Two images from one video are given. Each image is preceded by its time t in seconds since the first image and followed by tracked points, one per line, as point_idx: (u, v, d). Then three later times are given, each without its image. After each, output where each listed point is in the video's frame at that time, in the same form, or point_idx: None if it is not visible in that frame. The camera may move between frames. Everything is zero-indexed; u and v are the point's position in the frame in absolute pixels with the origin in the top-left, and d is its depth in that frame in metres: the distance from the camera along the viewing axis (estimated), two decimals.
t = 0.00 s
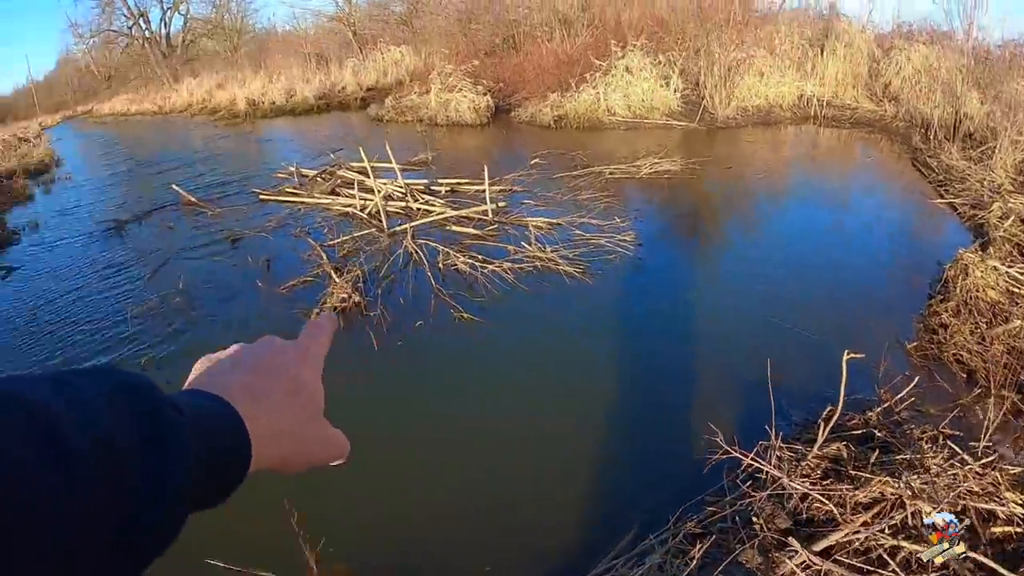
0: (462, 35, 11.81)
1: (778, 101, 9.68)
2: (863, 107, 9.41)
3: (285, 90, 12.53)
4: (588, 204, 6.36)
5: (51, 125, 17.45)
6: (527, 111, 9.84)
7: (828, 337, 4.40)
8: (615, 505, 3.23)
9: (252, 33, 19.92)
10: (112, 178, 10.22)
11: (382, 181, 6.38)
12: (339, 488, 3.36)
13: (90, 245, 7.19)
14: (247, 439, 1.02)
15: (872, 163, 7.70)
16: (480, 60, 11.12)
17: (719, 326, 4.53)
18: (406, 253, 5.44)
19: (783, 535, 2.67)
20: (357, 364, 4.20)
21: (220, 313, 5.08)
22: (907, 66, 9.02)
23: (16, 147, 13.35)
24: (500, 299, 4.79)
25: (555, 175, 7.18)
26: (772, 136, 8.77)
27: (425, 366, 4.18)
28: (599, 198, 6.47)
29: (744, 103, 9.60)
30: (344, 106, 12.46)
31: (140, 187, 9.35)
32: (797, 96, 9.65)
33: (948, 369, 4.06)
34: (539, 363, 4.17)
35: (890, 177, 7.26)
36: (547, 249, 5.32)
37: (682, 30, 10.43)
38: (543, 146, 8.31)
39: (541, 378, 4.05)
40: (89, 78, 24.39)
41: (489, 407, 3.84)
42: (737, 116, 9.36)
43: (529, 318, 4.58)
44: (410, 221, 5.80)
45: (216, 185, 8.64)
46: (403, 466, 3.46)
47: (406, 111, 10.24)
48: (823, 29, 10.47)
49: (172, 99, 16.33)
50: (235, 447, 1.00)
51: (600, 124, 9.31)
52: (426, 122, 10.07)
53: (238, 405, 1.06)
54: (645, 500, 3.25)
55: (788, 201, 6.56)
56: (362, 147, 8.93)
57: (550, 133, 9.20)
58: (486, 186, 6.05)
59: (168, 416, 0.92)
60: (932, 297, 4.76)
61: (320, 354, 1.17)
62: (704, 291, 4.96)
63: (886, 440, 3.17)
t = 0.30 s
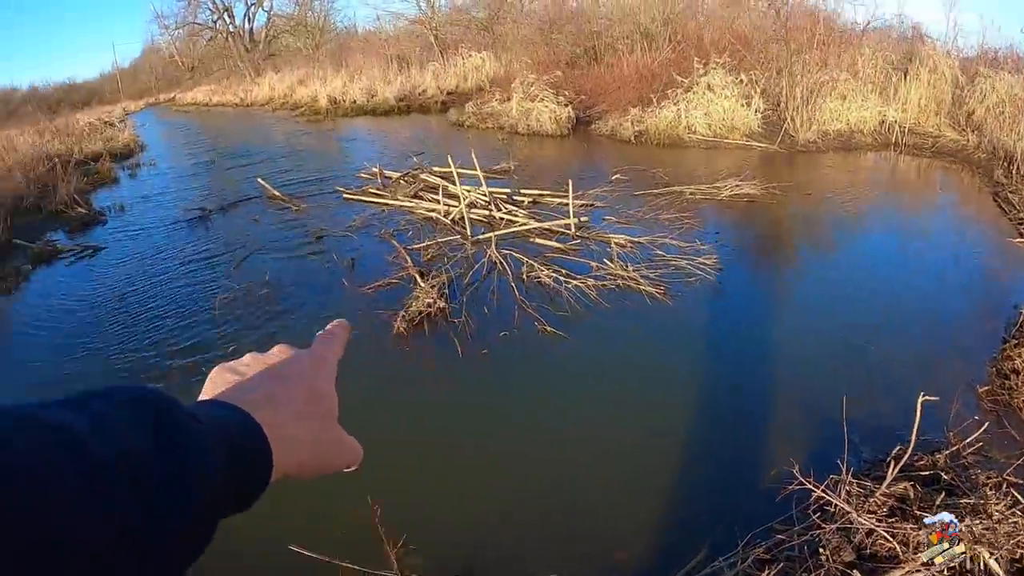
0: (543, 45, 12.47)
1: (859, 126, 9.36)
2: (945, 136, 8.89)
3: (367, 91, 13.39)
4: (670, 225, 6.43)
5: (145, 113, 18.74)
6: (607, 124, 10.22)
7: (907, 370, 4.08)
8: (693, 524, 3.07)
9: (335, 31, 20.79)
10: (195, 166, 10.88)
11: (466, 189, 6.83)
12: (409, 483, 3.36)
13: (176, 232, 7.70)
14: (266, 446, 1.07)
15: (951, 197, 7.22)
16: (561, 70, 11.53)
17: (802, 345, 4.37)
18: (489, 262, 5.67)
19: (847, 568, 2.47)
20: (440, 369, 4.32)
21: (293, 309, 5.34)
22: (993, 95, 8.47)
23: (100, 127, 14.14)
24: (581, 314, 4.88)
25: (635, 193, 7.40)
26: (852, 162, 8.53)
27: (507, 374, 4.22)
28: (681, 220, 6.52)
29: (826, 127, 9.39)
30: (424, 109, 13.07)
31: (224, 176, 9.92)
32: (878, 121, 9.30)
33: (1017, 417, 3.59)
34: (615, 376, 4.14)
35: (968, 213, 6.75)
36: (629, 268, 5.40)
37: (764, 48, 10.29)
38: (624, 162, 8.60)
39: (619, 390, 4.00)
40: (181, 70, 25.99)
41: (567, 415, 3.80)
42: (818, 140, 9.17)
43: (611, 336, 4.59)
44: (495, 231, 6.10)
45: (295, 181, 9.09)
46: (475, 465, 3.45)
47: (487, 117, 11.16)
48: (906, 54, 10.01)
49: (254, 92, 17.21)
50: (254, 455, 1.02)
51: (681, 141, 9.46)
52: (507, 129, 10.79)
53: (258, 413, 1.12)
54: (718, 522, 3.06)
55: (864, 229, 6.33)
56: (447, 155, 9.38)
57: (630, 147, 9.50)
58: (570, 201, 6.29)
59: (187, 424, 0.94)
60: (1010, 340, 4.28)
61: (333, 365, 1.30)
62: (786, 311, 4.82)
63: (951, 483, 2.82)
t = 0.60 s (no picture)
0: (560, 58, 12.74)
1: (873, 144, 9.37)
2: (959, 155, 8.87)
3: (383, 99, 13.62)
4: (684, 239, 6.47)
5: (160, 115, 19.06)
6: (623, 137, 10.31)
7: (918, 390, 4.07)
8: (706, 537, 3.09)
9: (352, 37, 21.06)
10: (212, 169, 11.05)
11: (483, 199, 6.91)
12: (426, 490, 3.40)
13: (192, 233, 7.82)
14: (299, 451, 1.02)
15: (965, 216, 7.21)
16: (578, 84, 11.65)
17: (815, 361, 4.39)
18: (505, 272, 5.73)
19: None
20: (457, 378, 4.36)
21: (307, 315, 5.40)
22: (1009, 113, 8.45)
23: (117, 127, 14.36)
24: (596, 326, 4.93)
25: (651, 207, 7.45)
26: (866, 180, 8.54)
27: (523, 384, 4.27)
28: (696, 234, 6.56)
29: (840, 143, 9.41)
30: (440, 118, 13.21)
31: (239, 180, 10.06)
32: (892, 139, 9.30)
33: None
34: (630, 388, 4.17)
35: (983, 233, 6.71)
36: (643, 281, 5.44)
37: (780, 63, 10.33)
38: (639, 176, 8.66)
39: (635, 403, 4.04)
40: (199, 73, 26.40)
41: (581, 426, 3.83)
42: (832, 157, 9.19)
43: (626, 349, 4.63)
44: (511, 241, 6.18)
45: (311, 187, 9.21)
46: (490, 474, 3.49)
47: (503, 128, 11.28)
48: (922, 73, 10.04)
49: (271, 97, 17.46)
50: (286, 458, 0.98)
51: (696, 156, 9.51)
52: (522, 140, 10.88)
53: (288, 416, 1.06)
54: (729, 535, 3.08)
55: (877, 247, 6.33)
56: (463, 164, 9.45)
57: (646, 161, 9.56)
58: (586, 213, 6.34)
59: (216, 426, 0.91)
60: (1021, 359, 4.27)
61: (366, 368, 1.23)
62: (802, 326, 4.83)
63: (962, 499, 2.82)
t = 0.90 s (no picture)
0: (565, 62, 13.14)
1: (876, 149, 9.41)
2: (962, 160, 8.89)
3: (387, 101, 13.69)
4: (687, 243, 6.52)
5: (165, 116, 19.17)
6: (627, 141, 10.36)
7: (919, 394, 4.09)
8: (711, 536, 3.10)
9: (356, 40, 21.20)
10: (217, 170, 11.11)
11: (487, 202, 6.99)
12: (431, 491, 3.42)
13: (198, 234, 7.85)
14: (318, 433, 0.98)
15: (966, 221, 7.25)
16: (582, 89, 11.74)
17: (816, 366, 4.42)
18: (509, 275, 5.76)
19: None
20: (460, 380, 4.40)
21: (311, 316, 5.43)
22: (1009, 119, 8.46)
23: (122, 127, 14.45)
24: (599, 329, 4.96)
25: (653, 211, 7.52)
26: (869, 184, 8.56)
27: (526, 386, 4.30)
28: (698, 238, 6.62)
29: (844, 148, 9.42)
30: (444, 121, 13.29)
31: (244, 181, 10.11)
32: (894, 144, 9.34)
33: None
34: (632, 390, 4.21)
35: (986, 239, 6.72)
36: (646, 284, 5.48)
37: (784, 67, 10.36)
38: (641, 180, 8.70)
39: (637, 404, 4.07)
40: (205, 75, 26.61)
41: (584, 428, 3.85)
42: (835, 161, 9.20)
43: (629, 352, 4.66)
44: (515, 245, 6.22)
45: (316, 189, 9.26)
46: (494, 475, 3.52)
47: (507, 131, 11.34)
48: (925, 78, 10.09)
49: (275, 99, 17.58)
50: (307, 441, 0.96)
51: (699, 161, 9.53)
52: (526, 144, 10.94)
53: (309, 396, 1.03)
54: (736, 534, 3.09)
55: (878, 252, 6.37)
56: (468, 167, 9.49)
57: (649, 165, 9.60)
58: (590, 217, 6.38)
59: (238, 405, 0.87)
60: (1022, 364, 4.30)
61: (387, 353, 1.20)
62: (803, 331, 4.86)
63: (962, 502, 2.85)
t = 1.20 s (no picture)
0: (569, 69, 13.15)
1: (878, 153, 9.43)
2: (964, 165, 8.90)
3: (391, 104, 13.75)
4: (688, 247, 6.56)
5: (170, 117, 19.28)
6: (629, 144, 10.38)
7: (919, 397, 4.12)
8: (710, 536, 3.13)
9: (360, 42, 21.30)
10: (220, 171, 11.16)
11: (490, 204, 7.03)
12: (432, 492, 3.44)
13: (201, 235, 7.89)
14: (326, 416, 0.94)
15: (967, 225, 7.28)
16: (585, 94, 11.81)
17: (816, 369, 4.44)
18: (511, 277, 5.79)
19: None
20: (462, 381, 4.44)
21: (314, 316, 5.47)
22: (1011, 124, 8.45)
23: (125, 126, 14.51)
24: (600, 331, 4.99)
25: (655, 214, 7.56)
26: (871, 189, 8.56)
27: (528, 388, 4.33)
28: (699, 242, 6.65)
29: (847, 152, 9.44)
30: (447, 123, 13.33)
31: (247, 182, 10.16)
32: (897, 148, 9.35)
33: None
34: (633, 393, 4.24)
35: (988, 244, 6.73)
36: (647, 287, 5.51)
37: (787, 72, 10.39)
38: (644, 184, 8.73)
39: (636, 406, 4.09)
40: (209, 76, 26.72)
41: (586, 430, 3.88)
42: (838, 166, 9.21)
43: (630, 354, 4.68)
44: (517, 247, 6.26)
45: (319, 190, 9.30)
46: (494, 476, 3.54)
47: (510, 134, 11.39)
48: (927, 84, 10.12)
49: (279, 101, 17.66)
50: (319, 424, 0.91)
51: (701, 165, 9.55)
52: (529, 147, 10.98)
53: (316, 380, 0.99)
54: (735, 536, 3.11)
55: (879, 256, 6.40)
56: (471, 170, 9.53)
57: (651, 168, 9.63)
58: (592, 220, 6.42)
59: (253, 386, 0.83)
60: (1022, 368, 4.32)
61: (392, 342, 1.17)
62: (803, 335, 4.89)
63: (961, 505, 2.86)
